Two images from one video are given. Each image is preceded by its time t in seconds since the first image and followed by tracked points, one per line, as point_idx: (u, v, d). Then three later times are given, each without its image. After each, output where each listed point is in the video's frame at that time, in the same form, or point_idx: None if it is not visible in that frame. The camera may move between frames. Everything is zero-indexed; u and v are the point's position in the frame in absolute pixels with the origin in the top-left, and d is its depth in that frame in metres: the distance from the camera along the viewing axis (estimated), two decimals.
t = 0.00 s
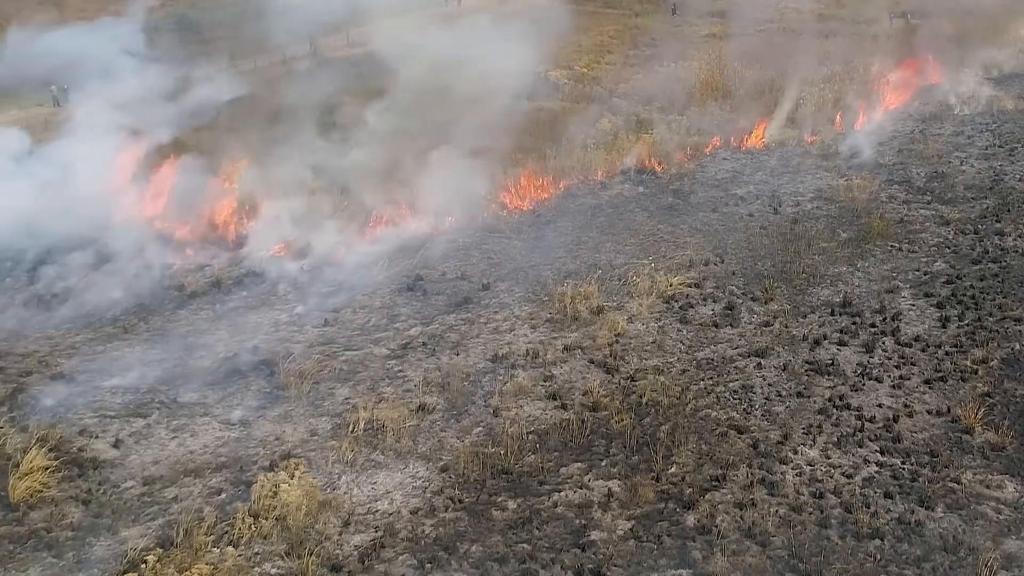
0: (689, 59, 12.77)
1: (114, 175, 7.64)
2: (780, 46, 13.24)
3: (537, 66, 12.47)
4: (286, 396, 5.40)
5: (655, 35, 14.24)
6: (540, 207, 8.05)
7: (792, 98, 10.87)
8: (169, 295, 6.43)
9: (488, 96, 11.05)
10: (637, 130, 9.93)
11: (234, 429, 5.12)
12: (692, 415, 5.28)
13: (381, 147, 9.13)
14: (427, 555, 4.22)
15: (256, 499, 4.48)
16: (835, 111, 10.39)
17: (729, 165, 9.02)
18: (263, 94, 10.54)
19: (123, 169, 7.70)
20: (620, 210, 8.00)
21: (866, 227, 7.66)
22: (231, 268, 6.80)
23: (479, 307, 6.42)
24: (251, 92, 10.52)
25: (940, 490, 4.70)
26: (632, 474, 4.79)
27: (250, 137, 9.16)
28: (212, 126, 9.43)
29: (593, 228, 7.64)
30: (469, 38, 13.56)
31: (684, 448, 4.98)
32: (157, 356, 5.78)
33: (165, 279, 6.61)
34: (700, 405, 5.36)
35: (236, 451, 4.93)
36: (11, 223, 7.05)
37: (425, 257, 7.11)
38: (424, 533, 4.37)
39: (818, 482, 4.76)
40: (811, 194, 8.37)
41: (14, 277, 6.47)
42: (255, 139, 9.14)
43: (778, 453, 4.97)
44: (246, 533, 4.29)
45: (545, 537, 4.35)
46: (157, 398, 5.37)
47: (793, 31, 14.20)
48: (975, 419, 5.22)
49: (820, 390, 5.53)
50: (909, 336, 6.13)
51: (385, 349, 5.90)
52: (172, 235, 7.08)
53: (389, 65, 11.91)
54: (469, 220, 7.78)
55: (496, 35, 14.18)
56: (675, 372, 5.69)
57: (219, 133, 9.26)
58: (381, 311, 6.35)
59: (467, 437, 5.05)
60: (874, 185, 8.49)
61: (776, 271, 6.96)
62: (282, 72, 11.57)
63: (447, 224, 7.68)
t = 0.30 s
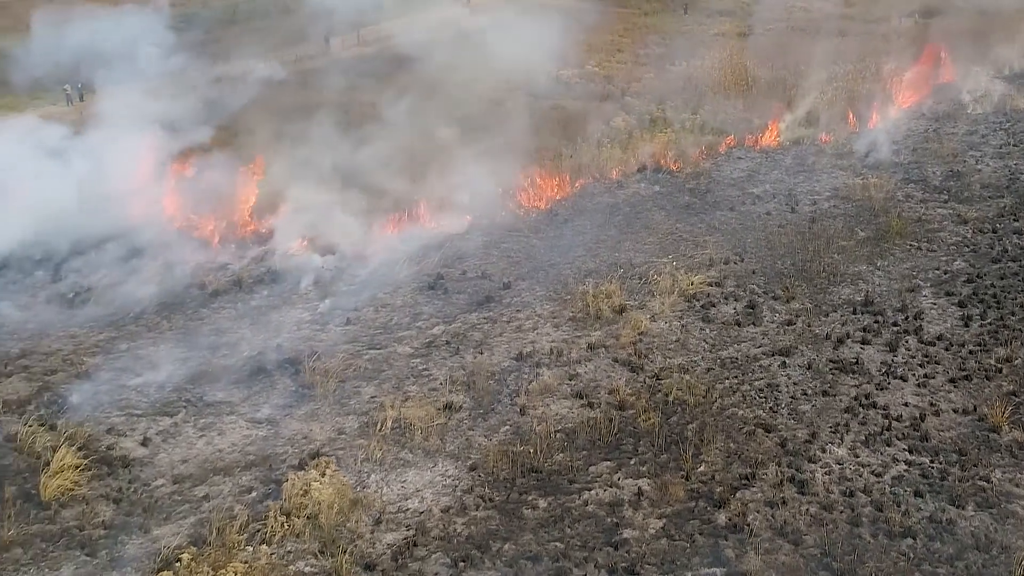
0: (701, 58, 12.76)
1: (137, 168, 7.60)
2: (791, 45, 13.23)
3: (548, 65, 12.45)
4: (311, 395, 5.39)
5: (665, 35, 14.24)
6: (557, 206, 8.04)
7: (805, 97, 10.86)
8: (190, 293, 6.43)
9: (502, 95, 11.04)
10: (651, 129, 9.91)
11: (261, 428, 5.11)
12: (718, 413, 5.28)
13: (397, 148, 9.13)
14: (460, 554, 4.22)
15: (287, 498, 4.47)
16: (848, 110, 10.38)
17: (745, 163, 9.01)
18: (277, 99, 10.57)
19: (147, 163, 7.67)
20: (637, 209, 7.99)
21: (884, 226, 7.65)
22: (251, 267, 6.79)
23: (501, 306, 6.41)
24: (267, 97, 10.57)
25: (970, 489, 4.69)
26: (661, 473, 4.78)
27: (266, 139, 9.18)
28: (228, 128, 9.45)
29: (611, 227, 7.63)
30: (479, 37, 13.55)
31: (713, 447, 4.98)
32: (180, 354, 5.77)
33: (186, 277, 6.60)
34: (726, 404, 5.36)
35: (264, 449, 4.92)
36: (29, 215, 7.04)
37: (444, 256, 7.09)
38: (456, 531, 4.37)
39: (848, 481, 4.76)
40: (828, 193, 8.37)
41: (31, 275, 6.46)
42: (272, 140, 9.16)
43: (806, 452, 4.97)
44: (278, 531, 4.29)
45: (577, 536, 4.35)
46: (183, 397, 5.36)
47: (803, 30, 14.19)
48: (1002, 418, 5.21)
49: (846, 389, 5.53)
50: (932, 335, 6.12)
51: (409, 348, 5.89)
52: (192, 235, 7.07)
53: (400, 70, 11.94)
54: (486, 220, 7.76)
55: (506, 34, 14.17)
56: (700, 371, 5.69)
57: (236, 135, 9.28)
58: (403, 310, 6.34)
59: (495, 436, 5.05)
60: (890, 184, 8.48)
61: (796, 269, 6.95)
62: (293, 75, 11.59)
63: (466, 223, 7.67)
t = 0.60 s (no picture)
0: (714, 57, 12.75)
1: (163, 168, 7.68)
2: (804, 44, 13.22)
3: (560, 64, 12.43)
4: (338, 394, 5.39)
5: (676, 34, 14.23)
6: (575, 205, 8.03)
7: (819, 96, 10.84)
8: (213, 292, 6.43)
9: (515, 93, 11.02)
10: (665, 129, 9.90)
11: (288, 426, 5.11)
12: (745, 412, 5.28)
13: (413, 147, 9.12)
14: (493, 552, 4.21)
15: (318, 496, 4.47)
16: (863, 109, 10.36)
17: (761, 163, 9.00)
18: (291, 100, 10.60)
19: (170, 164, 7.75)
20: (655, 208, 7.98)
21: (903, 225, 7.64)
22: (272, 266, 6.80)
23: (523, 305, 6.41)
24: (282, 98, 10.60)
25: (1000, 488, 4.67)
26: (691, 471, 4.78)
27: (282, 138, 9.21)
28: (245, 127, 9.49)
29: (629, 227, 7.62)
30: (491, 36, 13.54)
31: (741, 445, 4.98)
32: (205, 352, 5.77)
33: (208, 276, 6.61)
34: (753, 403, 5.36)
35: (292, 448, 4.92)
36: (57, 213, 7.09)
37: (464, 255, 7.09)
38: (488, 529, 4.36)
39: (877, 479, 4.75)
40: (845, 192, 8.36)
41: (59, 273, 6.52)
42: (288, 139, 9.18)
43: (835, 450, 4.97)
44: (311, 530, 4.29)
45: (609, 534, 4.34)
46: (209, 396, 5.36)
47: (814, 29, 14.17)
48: None
49: (871, 388, 5.53)
50: (955, 334, 6.11)
51: (433, 347, 5.89)
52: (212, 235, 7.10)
53: (413, 69, 11.94)
54: (505, 219, 7.76)
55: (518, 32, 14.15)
56: (724, 369, 5.69)
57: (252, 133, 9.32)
58: (425, 309, 6.33)
59: (522, 434, 5.05)
60: (907, 183, 8.47)
61: (816, 268, 6.95)
62: (307, 76, 11.62)
63: (484, 223, 7.66)
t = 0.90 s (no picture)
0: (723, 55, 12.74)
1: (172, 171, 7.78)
2: (813, 42, 13.21)
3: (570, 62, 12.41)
4: (361, 392, 5.39)
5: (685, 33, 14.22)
6: (591, 204, 8.02)
7: (832, 95, 10.83)
8: (233, 290, 6.43)
9: (527, 91, 11.00)
10: (679, 127, 9.89)
11: (313, 424, 5.11)
12: (770, 410, 5.27)
13: (426, 146, 9.10)
14: (523, 551, 4.21)
15: (346, 495, 4.47)
16: (875, 108, 10.36)
17: (774, 162, 9.00)
18: (302, 99, 10.60)
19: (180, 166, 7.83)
20: (670, 207, 7.97)
21: (920, 224, 7.63)
22: (291, 264, 6.79)
23: (543, 303, 6.40)
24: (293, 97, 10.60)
25: None
26: (718, 470, 4.78)
27: (294, 136, 9.20)
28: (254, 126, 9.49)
29: (646, 225, 7.62)
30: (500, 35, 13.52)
31: (767, 444, 4.98)
32: (226, 350, 5.76)
33: (226, 275, 6.60)
34: (776, 401, 5.36)
35: (318, 447, 4.91)
36: (71, 218, 7.18)
37: (482, 254, 7.07)
38: (518, 528, 4.36)
39: (904, 478, 4.75)
40: (860, 191, 8.36)
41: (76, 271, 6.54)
42: (299, 137, 9.18)
43: (860, 449, 4.96)
44: (341, 528, 4.29)
45: (639, 533, 4.34)
46: (232, 394, 5.35)
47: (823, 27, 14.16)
48: None
49: (894, 386, 5.52)
50: (976, 332, 6.09)
51: (454, 345, 5.89)
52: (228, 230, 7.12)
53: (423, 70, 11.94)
54: (521, 218, 7.74)
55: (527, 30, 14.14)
56: (747, 368, 5.68)
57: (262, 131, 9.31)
58: (445, 307, 6.33)
59: (547, 433, 5.05)
60: (922, 182, 8.46)
61: (834, 267, 6.95)
62: (317, 75, 11.61)
63: (500, 221, 7.66)
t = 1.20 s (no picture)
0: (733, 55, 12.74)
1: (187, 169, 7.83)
2: (823, 42, 13.21)
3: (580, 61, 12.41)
4: (384, 392, 5.38)
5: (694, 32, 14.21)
6: (606, 203, 8.01)
7: (843, 95, 10.82)
8: (251, 290, 6.42)
9: (538, 91, 10.99)
10: (692, 127, 9.87)
11: (336, 424, 5.10)
12: (793, 410, 5.27)
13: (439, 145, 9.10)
14: (552, 550, 4.20)
15: (373, 494, 4.46)
16: (887, 108, 10.35)
17: (788, 161, 9.00)
18: (315, 98, 10.61)
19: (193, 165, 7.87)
20: (685, 207, 7.97)
21: (936, 223, 7.62)
22: (308, 263, 6.79)
23: (562, 303, 6.40)
24: (306, 97, 10.61)
25: None
26: (743, 469, 4.77)
27: (306, 135, 9.21)
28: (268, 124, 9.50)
29: (662, 225, 7.62)
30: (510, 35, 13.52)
31: (792, 443, 4.98)
32: (247, 350, 5.76)
33: (245, 275, 6.60)
34: (799, 401, 5.35)
35: (343, 446, 4.90)
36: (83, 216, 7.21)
37: (499, 254, 7.07)
38: (545, 527, 4.35)
39: (930, 478, 4.74)
40: (874, 190, 8.35)
41: (93, 268, 6.54)
42: (312, 136, 9.20)
43: (886, 448, 4.95)
44: (369, 528, 4.28)
45: (667, 533, 4.33)
46: (255, 393, 5.35)
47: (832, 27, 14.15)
48: None
49: (917, 386, 5.52)
50: (997, 331, 6.07)
51: (475, 345, 5.88)
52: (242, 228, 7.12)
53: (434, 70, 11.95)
54: (536, 218, 7.73)
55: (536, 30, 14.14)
56: (768, 367, 5.68)
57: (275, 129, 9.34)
58: (464, 307, 6.32)
59: (571, 433, 5.04)
60: (936, 181, 8.43)
61: (852, 266, 6.94)
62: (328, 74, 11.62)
63: (516, 221, 7.65)
